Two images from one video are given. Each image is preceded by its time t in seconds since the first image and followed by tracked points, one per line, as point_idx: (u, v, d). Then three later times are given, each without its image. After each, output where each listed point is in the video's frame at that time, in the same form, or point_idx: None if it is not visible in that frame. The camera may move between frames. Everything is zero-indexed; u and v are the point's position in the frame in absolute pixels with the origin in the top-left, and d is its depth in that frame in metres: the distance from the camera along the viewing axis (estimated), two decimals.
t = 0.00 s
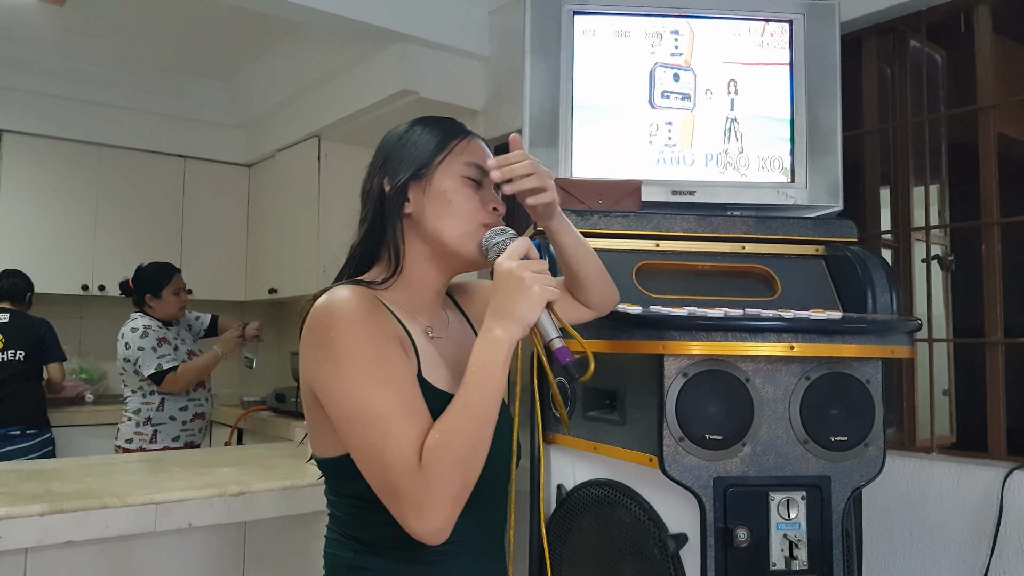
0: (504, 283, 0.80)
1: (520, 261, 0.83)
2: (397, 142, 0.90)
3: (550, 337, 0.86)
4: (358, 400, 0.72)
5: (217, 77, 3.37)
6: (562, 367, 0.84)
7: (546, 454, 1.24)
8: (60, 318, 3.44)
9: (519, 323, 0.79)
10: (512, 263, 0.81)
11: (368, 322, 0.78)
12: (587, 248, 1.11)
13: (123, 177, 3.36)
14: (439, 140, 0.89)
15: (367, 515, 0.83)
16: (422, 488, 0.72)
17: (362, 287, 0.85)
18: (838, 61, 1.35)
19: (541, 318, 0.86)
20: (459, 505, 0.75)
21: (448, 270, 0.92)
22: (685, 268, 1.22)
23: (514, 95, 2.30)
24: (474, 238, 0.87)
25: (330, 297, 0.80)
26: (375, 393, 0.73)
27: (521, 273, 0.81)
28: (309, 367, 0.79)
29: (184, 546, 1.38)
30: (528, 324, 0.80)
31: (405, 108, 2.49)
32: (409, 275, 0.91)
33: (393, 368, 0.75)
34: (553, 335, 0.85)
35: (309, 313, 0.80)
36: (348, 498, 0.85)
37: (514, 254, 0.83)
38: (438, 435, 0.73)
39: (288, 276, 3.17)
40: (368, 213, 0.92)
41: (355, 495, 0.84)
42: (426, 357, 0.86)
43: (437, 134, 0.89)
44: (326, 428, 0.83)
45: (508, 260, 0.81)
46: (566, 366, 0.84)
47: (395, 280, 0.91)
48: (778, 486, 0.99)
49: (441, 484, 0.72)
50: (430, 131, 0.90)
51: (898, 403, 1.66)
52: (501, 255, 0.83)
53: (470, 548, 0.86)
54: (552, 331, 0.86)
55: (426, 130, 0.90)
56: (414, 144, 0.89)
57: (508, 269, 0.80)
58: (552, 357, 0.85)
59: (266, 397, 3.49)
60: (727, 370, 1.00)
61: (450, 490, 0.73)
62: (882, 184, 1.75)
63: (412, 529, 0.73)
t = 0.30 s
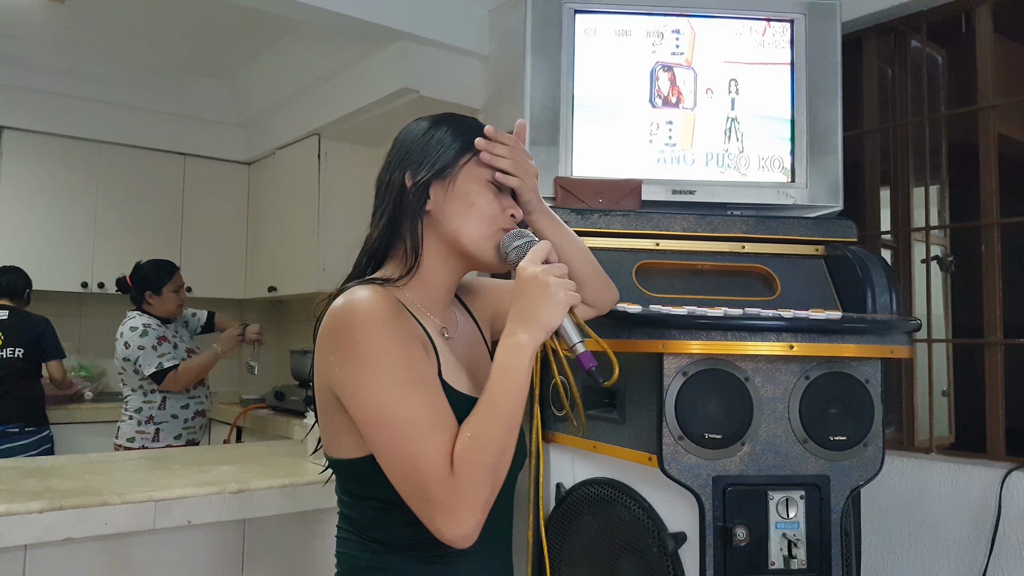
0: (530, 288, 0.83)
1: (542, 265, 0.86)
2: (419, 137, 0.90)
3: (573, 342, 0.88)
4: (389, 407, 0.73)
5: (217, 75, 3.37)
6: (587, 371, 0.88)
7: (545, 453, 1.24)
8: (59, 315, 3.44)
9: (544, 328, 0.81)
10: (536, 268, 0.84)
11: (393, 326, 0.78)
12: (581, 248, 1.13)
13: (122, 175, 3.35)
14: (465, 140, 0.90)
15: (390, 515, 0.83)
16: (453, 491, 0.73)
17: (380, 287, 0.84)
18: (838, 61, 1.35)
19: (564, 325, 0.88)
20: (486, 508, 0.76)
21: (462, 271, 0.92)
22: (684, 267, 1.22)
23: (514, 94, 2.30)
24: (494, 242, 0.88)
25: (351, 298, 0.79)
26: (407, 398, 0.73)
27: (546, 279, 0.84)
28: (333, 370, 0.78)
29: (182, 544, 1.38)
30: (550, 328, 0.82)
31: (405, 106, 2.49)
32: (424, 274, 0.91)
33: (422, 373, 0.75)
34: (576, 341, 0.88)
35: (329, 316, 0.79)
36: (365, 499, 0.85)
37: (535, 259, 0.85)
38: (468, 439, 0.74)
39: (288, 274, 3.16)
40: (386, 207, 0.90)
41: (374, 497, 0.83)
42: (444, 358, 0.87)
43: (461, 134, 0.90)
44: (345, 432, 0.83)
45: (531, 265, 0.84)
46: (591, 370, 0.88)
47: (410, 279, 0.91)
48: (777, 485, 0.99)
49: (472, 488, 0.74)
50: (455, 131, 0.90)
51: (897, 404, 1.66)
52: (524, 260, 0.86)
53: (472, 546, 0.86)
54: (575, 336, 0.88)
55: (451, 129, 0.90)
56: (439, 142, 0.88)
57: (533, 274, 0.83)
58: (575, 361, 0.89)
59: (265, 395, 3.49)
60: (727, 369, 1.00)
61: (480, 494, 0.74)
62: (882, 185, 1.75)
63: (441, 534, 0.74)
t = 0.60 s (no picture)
0: (538, 293, 0.84)
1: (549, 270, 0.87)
2: (426, 137, 0.90)
3: (581, 347, 0.90)
4: (395, 415, 0.72)
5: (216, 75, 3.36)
6: (594, 377, 0.89)
7: (545, 452, 1.24)
8: (57, 315, 3.43)
9: (552, 333, 0.82)
10: (544, 272, 0.86)
11: (398, 332, 0.77)
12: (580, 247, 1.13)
13: (121, 175, 3.35)
14: (472, 141, 0.90)
15: (400, 519, 0.82)
16: (460, 499, 0.73)
17: (382, 292, 0.83)
18: (838, 59, 1.35)
19: (572, 330, 0.90)
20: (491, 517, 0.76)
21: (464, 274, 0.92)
22: (684, 265, 1.22)
23: (513, 93, 2.30)
24: (496, 246, 0.87)
25: (355, 303, 0.79)
26: (413, 406, 0.73)
27: (552, 283, 0.85)
28: (337, 378, 0.77)
29: (181, 543, 1.38)
30: (556, 333, 0.83)
31: (403, 106, 2.48)
32: (425, 275, 0.91)
33: (427, 381, 0.75)
34: (584, 346, 0.89)
35: (334, 322, 0.78)
36: (373, 503, 0.83)
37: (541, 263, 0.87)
38: (475, 446, 0.74)
39: (287, 274, 3.16)
40: (390, 206, 0.91)
41: (381, 501, 0.82)
42: (446, 362, 0.87)
43: (469, 136, 0.90)
44: (348, 439, 0.82)
45: (539, 270, 0.86)
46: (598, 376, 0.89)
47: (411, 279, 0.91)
48: (777, 484, 0.99)
49: (478, 496, 0.73)
50: (462, 132, 0.90)
51: (897, 402, 1.67)
52: (531, 264, 0.88)
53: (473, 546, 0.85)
54: (582, 343, 0.91)
55: (458, 131, 0.90)
56: (445, 142, 0.88)
57: (540, 278, 0.85)
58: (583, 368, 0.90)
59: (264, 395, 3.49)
60: (727, 368, 1.00)
61: (486, 503, 0.74)
62: (881, 184, 1.75)
63: (447, 543, 0.73)
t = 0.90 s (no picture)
0: (562, 311, 0.84)
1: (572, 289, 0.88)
2: (446, 142, 0.90)
3: (598, 367, 0.92)
4: (411, 423, 0.72)
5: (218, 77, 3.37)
6: (611, 397, 0.93)
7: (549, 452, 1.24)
8: (62, 317, 3.43)
9: (571, 352, 0.82)
10: (569, 292, 0.86)
11: (418, 336, 0.76)
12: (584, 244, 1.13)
13: (124, 177, 3.35)
14: (491, 148, 0.90)
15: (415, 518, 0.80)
16: (472, 510, 0.73)
17: (402, 296, 0.82)
18: (840, 56, 1.35)
19: (592, 350, 0.92)
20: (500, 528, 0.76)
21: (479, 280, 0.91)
22: (687, 264, 1.22)
23: (515, 92, 2.29)
24: (513, 254, 0.87)
25: (374, 306, 0.77)
26: (431, 415, 0.72)
27: (578, 302, 0.85)
28: (354, 380, 0.76)
29: (187, 544, 1.38)
30: (575, 351, 0.83)
31: (405, 106, 2.48)
32: (440, 278, 0.90)
33: (445, 389, 0.75)
34: (603, 367, 0.92)
35: (350, 322, 0.77)
36: (386, 506, 0.81)
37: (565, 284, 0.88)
38: (490, 457, 0.74)
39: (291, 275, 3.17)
40: (407, 209, 0.91)
41: (394, 504, 0.81)
42: (462, 368, 0.86)
43: (488, 143, 0.90)
44: (359, 438, 0.81)
45: (564, 288, 0.86)
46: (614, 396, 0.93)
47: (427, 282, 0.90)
48: (782, 483, 0.99)
49: (490, 507, 0.73)
50: (482, 138, 0.90)
51: (903, 400, 1.66)
52: (555, 282, 0.89)
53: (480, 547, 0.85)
54: (600, 363, 0.93)
55: (477, 137, 0.90)
56: (464, 148, 0.88)
57: (565, 296, 0.85)
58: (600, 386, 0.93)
59: (269, 396, 3.49)
60: (731, 367, 0.99)
61: (497, 514, 0.74)
62: (885, 181, 1.75)
63: (456, 552, 0.73)
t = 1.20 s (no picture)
0: (573, 316, 0.85)
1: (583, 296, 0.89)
2: (448, 151, 0.91)
3: (606, 373, 0.95)
4: (430, 427, 0.72)
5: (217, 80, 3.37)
6: (618, 403, 0.94)
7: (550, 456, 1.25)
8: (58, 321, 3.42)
9: (582, 355, 0.82)
10: (581, 299, 0.87)
11: (433, 341, 0.76)
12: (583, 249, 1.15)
13: (122, 180, 3.35)
14: (495, 156, 0.91)
15: (429, 519, 0.80)
16: (489, 510, 0.73)
17: (415, 301, 0.82)
18: (837, 62, 1.36)
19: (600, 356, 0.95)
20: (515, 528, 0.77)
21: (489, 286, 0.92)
22: (685, 268, 1.23)
23: (514, 96, 2.30)
24: (524, 259, 0.87)
25: (388, 312, 0.77)
26: (448, 418, 0.72)
27: (589, 309, 0.86)
28: (369, 385, 0.76)
29: (185, 549, 1.36)
30: (586, 355, 0.84)
31: (404, 110, 2.49)
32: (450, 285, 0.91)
33: (461, 393, 0.75)
34: (609, 372, 0.94)
35: (363, 329, 0.78)
36: (396, 508, 0.81)
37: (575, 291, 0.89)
38: (505, 459, 0.75)
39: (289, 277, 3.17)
40: (416, 219, 0.90)
41: (404, 506, 0.80)
42: (473, 373, 0.87)
43: (492, 152, 0.91)
44: (369, 444, 0.81)
45: (575, 296, 0.87)
46: (620, 402, 0.94)
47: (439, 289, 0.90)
48: (779, 486, 0.99)
49: (507, 508, 0.74)
50: (485, 145, 0.91)
51: (899, 403, 1.66)
52: (566, 290, 0.90)
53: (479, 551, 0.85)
54: (607, 368, 0.95)
55: (479, 145, 0.91)
56: (469, 156, 0.89)
57: (576, 302, 0.87)
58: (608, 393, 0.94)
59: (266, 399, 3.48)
60: (728, 370, 1.00)
61: (513, 515, 0.75)
62: (881, 185, 1.75)
63: (473, 552, 0.74)
